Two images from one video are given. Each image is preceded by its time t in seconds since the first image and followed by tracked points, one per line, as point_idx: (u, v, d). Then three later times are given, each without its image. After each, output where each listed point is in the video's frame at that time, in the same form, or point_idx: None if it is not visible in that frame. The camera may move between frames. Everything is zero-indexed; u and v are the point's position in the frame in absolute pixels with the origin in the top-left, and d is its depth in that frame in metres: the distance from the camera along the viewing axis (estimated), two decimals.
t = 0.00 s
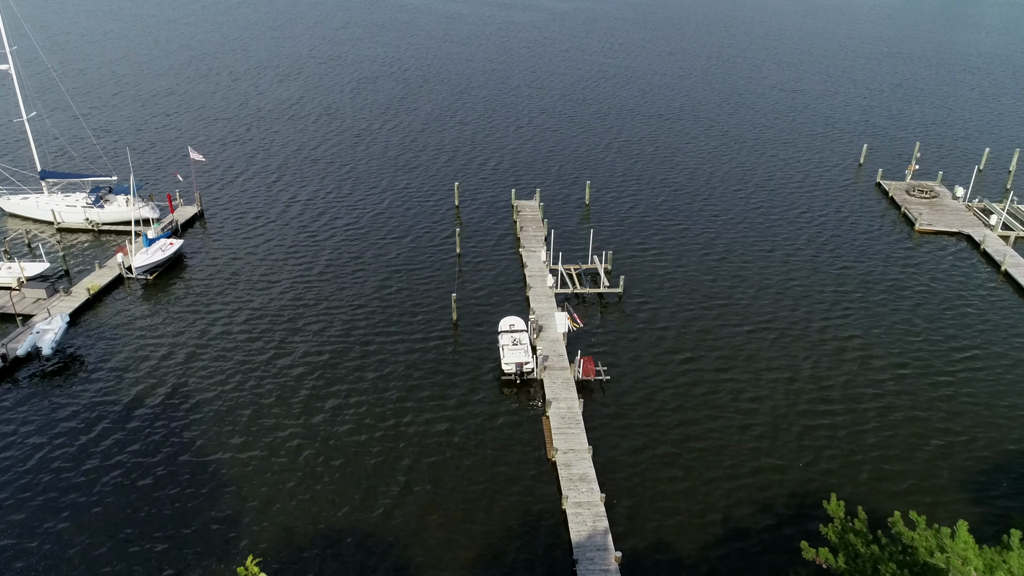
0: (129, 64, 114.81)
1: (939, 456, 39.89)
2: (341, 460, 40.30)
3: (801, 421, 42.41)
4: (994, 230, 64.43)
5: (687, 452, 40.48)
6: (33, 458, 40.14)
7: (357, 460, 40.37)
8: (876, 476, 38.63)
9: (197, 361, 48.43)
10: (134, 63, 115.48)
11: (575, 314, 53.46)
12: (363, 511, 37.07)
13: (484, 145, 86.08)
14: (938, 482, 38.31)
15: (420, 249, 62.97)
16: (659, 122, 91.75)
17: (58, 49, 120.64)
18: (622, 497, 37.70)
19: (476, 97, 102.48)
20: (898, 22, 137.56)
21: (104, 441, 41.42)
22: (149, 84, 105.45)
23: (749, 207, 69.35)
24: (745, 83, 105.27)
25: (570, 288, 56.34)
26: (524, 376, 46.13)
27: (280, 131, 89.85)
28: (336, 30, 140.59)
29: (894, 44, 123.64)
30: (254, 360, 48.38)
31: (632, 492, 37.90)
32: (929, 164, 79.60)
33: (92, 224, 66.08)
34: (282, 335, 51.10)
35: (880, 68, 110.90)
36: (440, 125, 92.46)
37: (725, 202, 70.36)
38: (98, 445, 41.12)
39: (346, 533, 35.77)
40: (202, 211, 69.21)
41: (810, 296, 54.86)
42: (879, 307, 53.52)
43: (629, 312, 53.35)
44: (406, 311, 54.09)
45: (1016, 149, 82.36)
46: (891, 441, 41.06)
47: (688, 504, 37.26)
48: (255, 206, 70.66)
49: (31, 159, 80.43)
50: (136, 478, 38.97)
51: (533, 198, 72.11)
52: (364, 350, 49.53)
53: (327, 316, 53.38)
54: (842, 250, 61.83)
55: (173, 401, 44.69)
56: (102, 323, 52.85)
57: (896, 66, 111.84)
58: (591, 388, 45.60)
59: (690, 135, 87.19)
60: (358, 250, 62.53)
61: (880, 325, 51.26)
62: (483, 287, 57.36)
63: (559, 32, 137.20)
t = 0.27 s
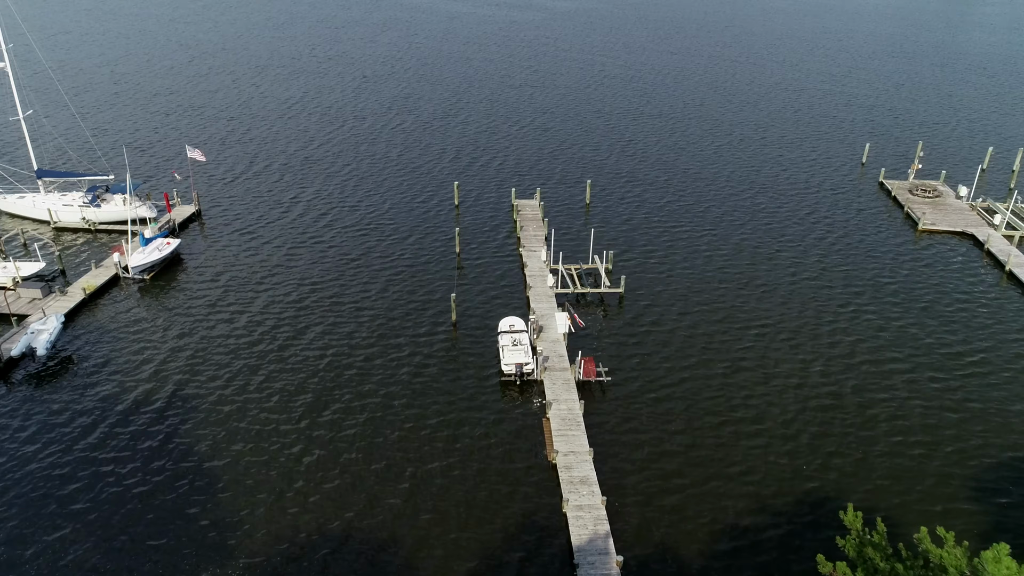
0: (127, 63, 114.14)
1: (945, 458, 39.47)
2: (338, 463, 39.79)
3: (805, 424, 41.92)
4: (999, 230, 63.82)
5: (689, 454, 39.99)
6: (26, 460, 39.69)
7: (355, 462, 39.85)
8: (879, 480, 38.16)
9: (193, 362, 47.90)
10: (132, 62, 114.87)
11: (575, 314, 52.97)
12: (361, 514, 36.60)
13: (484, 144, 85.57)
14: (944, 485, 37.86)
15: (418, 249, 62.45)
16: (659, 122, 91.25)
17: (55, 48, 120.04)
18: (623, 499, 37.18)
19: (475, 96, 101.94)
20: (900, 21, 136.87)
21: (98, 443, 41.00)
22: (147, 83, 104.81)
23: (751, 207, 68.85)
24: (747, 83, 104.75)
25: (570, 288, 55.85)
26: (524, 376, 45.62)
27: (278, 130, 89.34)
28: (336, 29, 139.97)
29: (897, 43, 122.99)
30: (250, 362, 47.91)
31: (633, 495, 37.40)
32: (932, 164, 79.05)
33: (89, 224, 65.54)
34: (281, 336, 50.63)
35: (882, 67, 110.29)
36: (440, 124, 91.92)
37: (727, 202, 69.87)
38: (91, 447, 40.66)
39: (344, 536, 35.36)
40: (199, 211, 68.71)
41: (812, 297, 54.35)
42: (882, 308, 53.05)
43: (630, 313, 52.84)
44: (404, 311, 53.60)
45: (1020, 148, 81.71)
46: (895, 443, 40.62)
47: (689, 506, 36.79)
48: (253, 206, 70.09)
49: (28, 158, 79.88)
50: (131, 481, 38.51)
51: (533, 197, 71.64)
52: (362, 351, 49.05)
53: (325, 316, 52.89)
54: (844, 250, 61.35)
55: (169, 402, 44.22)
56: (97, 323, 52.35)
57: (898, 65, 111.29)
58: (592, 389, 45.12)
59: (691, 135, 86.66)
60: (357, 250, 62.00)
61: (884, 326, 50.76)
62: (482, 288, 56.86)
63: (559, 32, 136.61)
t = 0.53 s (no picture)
0: (126, 62, 113.64)
1: (950, 460, 39.03)
2: (336, 465, 39.38)
3: (808, 426, 41.50)
4: (1003, 230, 63.33)
5: (691, 456, 39.57)
6: (21, 463, 39.28)
7: (354, 464, 39.42)
8: (883, 483, 37.76)
9: (190, 363, 47.50)
10: (131, 61, 114.39)
11: (576, 315, 52.54)
12: (360, 517, 36.21)
13: (485, 144, 85.08)
14: (949, 488, 37.44)
15: (418, 249, 62.05)
16: (661, 121, 90.80)
17: (54, 48, 119.53)
18: (624, 502, 36.74)
19: (476, 96, 101.49)
20: (902, 20, 136.28)
21: (94, 445, 40.58)
22: (146, 82, 104.36)
23: (752, 207, 68.41)
24: (749, 82, 104.26)
25: (571, 288, 55.41)
26: (524, 377, 45.18)
27: (277, 129, 88.89)
28: (336, 28, 139.42)
29: (899, 42, 122.44)
30: (248, 363, 47.49)
31: (635, 497, 36.97)
32: (936, 163, 78.57)
33: (86, 223, 65.09)
34: (279, 336, 50.23)
35: (885, 66, 109.76)
36: (440, 124, 91.47)
37: (728, 201, 69.44)
38: (87, 449, 40.26)
39: (342, 540, 34.96)
40: (198, 210, 68.30)
41: (815, 297, 53.92)
42: (886, 308, 52.61)
43: (631, 313, 52.42)
44: (404, 311, 53.18)
45: None
46: (900, 445, 40.18)
47: (692, 509, 36.35)
48: (251, 206, 69.63)
49: (25, 158, 79.49)
50: (127, 483, 38.11)
51: (534, 196, 71.18)
52: (361, 351, 48.65)
53: (324, 316, 52.47)
54: (847, 250, 60.91)
55: (165, 404, 43.80)
56: (94, 322, 51.96)
57: (901, 64, 110.71)
58: (593, 389, 44.68)
59: (693, 134, 86.19)
60: (356, 250, 61.57)
61: (887, 327, 50.32)
62: (482, 288, 56.43)
63: (560, 31, 136.07)
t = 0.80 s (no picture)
0: (125, 61, 113.08)
1: (957, 465, 38.44)
2: (333, 469, 38.80)
3: (812, 429, 40.92)
4: (1008, 229, 62.70)
5: (694, 460, 38.98)
6: (14, 466, 38.72)
7: (351, 468, 38.84)
8: (889, 487, 37.18)
9: (186, 364, 46.91)
10: (129, 59, 113.80)
11: (577, 315, 51.93)
12: (357, 520, 35.68)
13: (485, 143, 84.50)
14: (956, 492, 36.86)
15: (418, 249, 61.48)
16: (663, 120, 90.23)
17: (52, 47, 118.98)
18: (625, 506, 36.17)
19: (476, 95, 100.94)
20: (905, 19, 135.70)
21: (88, 448, 40.01)
22: (144, 81, 103.77)
23: (755, 206, 67.81)
24: (750, 81, 103.66)
25: (572, 288, 54.81)
26: (524, 379, 44.59)
27: (276, 128, 88.34)
28: (336, 27, 138.80)
29: (902, 41, 121.83)
30: (245, 364, 46.90)
31: (636, 501, 36.44)
32: (940, 162, 77.95)
33: (82, 222, 64.50)
34: (276, 337, 49.64)
35: (887, 65, 109.14)
36: (440, 123, 90.88)
37: (731, 201, 68.83)
38: (80, 452, 39.68)
39: (339, 545, 34.39)
40: (195, 209, 67.74)
41: (819, 298, 53.31)
42: (891, 309, 51.99)
43: (633, 314, 51.81)
44: (403, 312, 52.57)
45: None
46: (905, 449, 39.58)
47: (694, 514, 35.78)
48: (250, 205, 69.06)
49: (22, 157, 78.94)
50: (121, 487, 37.54)
51: (535, 195, 70.58)
52: (360, 353, 48.06)
53: (322, 317, 51.87)
54: (851, 250, 60.30)
55: (160, 405, 43.28)
56: (90, 323, 51.40)
57: (904, 63, 110.05)
58: (594, 391, 44.06)
59: (695, 134, 85.60)
60: (355, 250, 60.99)
61: (892, 328, 49.71)
62: (482, 288, 55.82)
63: (561, 30, 135.42)
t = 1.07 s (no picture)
0: (123, 60, 112.53)
1: (963, 467, 37.94)
2: (330, 472, 38.30)
3: (816, 431, 40.39)
4: (1013, 229, 62.12)
5: (696, 462, 38.47)
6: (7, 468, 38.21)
7: (349, 471, 38.34)
8: (895, 491, 36.66)
9: (182, 365, 46.40)
10: (128, 59, 113.23)
11: (577, 316, 51.41)
12: (355, 523, 35.16)
13: (485, 143, 83.96)
14: (962, 496, 36.33)
15: (417, 249, 60.97)
16: (664, 119, 89.70)
17: (50, 46, 118.40)
18: (627, 510, 35.65)
19: (476, 94, 100.43)
20: (907, 18, 135.18)
21: (82, 449, 39.49)
22: (142, 80, 103.21)
23: (757, 205, 67.28)
24: (752, 80, 103.14)
25: (573, 288, 54.29)
26: (524, 380, 44.07)
27: (275, 128, 87.82)
28: (335, 26, 138.22)
29: (904, 40, 121.29)
30: (243, 365, 46.38)
31: (637, 504, 35.90)
32: (943, 161, 77.40)
33: (79, 221, 63.97)
34: (274, 338, 49.14)
35: (890, 64, 108.61)
36: (440, 122, 90.36)
37: (732, 200, 68.29)
38: (74, 454, 39.15)
39: (337, 549, 33.91)
40: (193, 209, 67.23)
41: (822, 298, 52.80)
42: (895, 310, 51.46)
43: (634, 314, 51.28)
44: (402, 312, 52.07)
45: None
46: (911, 451, 39.05)
47: (696, 517, 35.26)
48: (248, 204, 68.55)
49: (20, 157, 78.43)
50: (115, 490, 37.02)
51: (535, 195, 70.05)
52: (358, 353, 47.56)
53: (320, 317, 51.36)
54: (854, 250, 59.77)
55: (156, 406, 42.74)
56: (85, 323, 50.90)
57: (907, 62, 109.50)
58: (594, 392, 43.55)
59: (696, 133, 85.06)
60: (354, 249, 60.49)
61: (896, 329, 49.20)
62: (483, 288, 55.29)
63: (561, 29, 134.80)
